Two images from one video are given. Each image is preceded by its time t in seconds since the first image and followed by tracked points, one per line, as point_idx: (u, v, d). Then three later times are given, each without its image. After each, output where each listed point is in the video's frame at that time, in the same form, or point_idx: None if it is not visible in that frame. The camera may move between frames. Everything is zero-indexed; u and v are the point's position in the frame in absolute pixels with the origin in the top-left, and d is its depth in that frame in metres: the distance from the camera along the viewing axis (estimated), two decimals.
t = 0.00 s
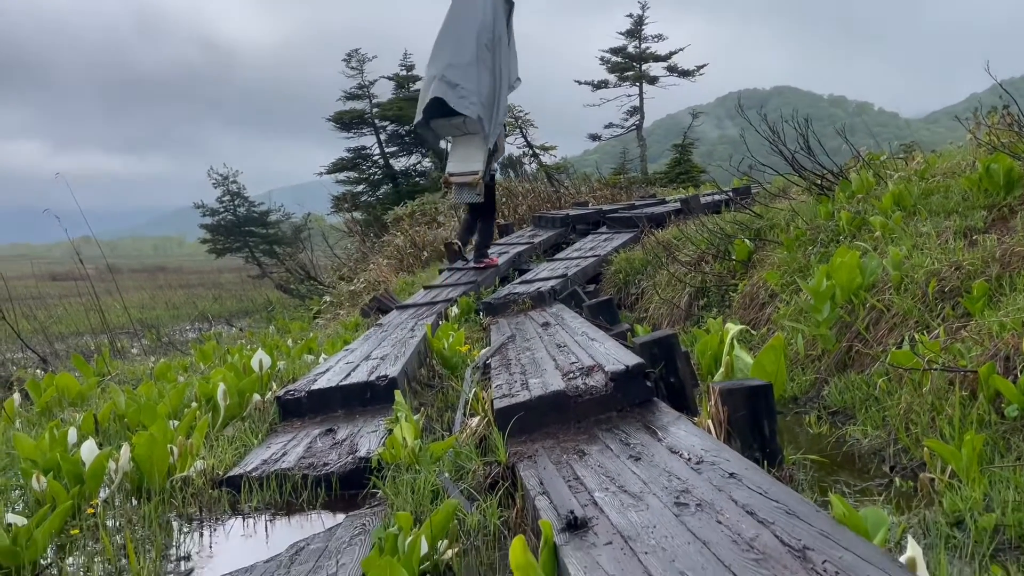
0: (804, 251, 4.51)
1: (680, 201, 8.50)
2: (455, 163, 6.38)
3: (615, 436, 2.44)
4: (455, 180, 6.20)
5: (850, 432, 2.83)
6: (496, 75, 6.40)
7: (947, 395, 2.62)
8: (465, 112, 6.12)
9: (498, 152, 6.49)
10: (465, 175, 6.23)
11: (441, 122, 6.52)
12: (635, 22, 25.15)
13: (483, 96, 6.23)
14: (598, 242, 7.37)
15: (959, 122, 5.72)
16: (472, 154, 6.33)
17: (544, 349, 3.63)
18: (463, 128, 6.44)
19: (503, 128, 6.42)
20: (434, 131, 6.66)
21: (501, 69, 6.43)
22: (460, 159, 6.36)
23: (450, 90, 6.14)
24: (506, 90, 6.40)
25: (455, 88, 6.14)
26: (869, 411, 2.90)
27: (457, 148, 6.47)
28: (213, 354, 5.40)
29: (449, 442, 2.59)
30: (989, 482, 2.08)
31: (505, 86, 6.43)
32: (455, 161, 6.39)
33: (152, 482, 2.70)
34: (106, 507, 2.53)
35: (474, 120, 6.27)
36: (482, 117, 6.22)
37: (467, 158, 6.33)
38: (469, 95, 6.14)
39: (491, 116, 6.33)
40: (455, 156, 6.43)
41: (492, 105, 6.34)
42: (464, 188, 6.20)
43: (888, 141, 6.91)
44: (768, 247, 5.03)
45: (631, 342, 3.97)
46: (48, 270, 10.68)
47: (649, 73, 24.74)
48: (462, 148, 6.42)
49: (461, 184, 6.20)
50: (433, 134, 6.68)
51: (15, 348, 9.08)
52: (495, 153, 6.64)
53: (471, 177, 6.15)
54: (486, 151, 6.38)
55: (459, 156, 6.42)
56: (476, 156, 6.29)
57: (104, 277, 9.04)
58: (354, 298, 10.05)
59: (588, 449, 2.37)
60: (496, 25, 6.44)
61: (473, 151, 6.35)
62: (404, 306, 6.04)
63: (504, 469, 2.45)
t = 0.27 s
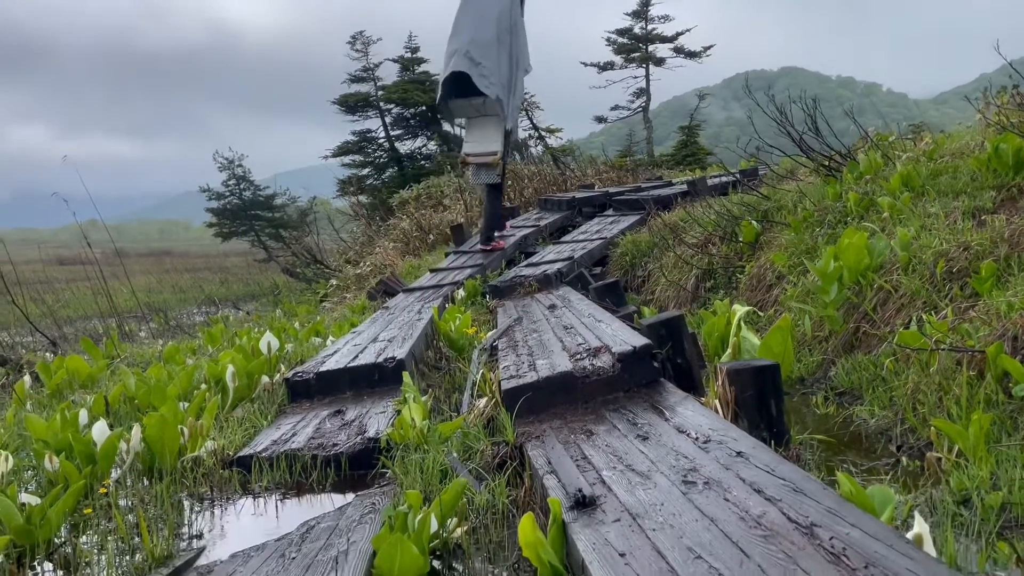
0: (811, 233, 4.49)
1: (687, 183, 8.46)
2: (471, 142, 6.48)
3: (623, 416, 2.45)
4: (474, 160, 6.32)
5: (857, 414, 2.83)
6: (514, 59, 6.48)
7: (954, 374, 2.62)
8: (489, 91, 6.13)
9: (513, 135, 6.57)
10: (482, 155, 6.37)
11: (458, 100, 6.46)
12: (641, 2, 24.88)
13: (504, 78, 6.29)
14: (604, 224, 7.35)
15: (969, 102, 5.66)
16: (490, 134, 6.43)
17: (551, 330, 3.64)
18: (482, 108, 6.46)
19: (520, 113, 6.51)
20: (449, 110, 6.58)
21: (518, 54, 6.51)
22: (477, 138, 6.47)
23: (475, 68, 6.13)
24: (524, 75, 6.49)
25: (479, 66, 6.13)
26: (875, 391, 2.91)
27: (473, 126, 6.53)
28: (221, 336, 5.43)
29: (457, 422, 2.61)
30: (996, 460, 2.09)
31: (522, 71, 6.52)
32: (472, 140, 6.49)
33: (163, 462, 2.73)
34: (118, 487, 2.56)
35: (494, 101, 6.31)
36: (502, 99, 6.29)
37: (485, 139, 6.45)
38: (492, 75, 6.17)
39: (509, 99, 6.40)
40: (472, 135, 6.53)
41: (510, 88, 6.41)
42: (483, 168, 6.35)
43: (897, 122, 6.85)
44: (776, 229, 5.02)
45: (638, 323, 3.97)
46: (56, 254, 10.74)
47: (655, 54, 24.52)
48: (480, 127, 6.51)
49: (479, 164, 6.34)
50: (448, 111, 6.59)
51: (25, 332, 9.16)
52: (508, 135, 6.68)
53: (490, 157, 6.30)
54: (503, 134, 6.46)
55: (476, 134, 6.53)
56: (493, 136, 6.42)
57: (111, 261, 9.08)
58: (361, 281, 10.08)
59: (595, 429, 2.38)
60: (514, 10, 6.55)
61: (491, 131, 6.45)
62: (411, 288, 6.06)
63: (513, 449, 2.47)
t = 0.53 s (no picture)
0: (819, 218, 4.47)
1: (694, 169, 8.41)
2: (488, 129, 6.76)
3: (629, 404, 2.45)
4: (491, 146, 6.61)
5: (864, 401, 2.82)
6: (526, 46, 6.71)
7: (961, 361, 2.61)
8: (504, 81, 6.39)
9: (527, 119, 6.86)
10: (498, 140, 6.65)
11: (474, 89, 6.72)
12: None
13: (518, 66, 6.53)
14: (611, 210, 7.33)
15: (979, 86, 5.60)
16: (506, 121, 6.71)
17: (557, 318, 3.64)
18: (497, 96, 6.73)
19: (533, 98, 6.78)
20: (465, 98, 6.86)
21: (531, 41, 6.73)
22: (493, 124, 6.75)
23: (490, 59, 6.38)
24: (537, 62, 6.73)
25: (494, 57, 6.38)
26: (882, 378, 2.90)
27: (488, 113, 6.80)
28: (228, 323, 5.46)
29: (463, 410, 2.62)
30: (1003, 448, 2.08)
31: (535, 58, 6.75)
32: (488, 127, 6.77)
33: (171, 450, 2.75)
34: (127, 475, 2.58)
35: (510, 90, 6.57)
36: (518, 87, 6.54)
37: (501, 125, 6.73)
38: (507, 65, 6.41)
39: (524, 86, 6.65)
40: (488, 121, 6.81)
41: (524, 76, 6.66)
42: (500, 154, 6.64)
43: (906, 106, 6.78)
44: (783, 215, 4.99)
45: (645, 310, 3.97)
46: (64, 241, 10.78)
47: (662, 38, 24.31)
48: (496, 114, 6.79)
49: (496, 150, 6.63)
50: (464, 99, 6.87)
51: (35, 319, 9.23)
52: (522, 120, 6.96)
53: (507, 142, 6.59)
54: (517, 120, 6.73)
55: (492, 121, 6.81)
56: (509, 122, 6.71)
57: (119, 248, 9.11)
58: (367, 268, 10.09)
59: (601, 417, 2.38)
60: None
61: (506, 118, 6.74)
62: (417, 275, 6.06)
63: (519, 437, 2.48)
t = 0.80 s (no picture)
0: (827, 208, 4.44)
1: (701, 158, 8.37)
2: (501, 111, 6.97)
3: (635, 394, 2.45)
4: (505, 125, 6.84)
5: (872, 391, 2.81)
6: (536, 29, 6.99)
7: (970, 351, 2.60)
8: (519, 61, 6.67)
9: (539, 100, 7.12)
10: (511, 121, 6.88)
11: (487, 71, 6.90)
12: None
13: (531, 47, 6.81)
14: (618, 200, 7.31)
15: (989, 74, 5.54)
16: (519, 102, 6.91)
17: (564, 308, 3.64)
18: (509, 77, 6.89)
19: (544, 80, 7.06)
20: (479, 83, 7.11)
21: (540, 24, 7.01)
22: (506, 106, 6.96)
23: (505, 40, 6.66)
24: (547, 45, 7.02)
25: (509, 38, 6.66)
26: (890, 368, 2.89)
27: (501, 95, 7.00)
28: (236, 313, 5.48)
29: (470, 399, 2.63)
30: (1011, 438, 2.07)
31: (545, 42, 7.04)
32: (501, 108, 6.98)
33: (179, 439, 2.77)
34: (136, 463, 2.60)
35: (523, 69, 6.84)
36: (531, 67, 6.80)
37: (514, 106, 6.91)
38: (521, 46, 6.70)
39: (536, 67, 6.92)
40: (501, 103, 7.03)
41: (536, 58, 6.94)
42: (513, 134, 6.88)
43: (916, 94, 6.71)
44: (791, 204, 4.96)
45: (652, 300, 3.96)
46: (72, 232, 10.82)
47: (669, 27, 24.13)
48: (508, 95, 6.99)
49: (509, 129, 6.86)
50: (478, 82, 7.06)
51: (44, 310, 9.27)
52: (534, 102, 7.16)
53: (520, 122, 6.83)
54: (529, 100, 6.93)
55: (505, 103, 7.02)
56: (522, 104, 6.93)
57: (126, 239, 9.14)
58: (374, 259, 10.09)
59: (608, 407, 2.38)
60: None
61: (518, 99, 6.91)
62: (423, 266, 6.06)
63: (525, 426, 2.48)
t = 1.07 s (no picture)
0: (833, 203, 4.43)
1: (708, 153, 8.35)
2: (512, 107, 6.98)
3: (642, 388, 2.46)
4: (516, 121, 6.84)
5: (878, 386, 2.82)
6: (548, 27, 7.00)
7: (977, 345, 2.60)
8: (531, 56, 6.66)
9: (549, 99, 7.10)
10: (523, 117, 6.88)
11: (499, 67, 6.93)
12: None
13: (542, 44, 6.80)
14: (624, 195, 7.31)
15: (998, 68, 5.50)
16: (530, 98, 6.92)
17: (570, 302, 3.65)
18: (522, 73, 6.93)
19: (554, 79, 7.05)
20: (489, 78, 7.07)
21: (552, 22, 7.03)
22: (518, 102, 6.97)
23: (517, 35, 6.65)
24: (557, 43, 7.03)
25: (521, 33, 6.65)
26: (897, 363, 2.89)
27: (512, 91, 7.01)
28: (244, 308, 5.51)
29: (477, 393, 2.65)
30: (1018, 432, 2.07)
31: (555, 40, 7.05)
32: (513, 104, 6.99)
33: (188, 432, 2.79)
34: (146, 456, 2.63)
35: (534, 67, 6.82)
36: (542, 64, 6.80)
37: (526, 102, 6.94)
38: (533, 42, 6.69)
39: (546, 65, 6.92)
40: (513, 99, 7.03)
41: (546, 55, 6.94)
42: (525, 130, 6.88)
43: (924, 88, 6.68)
44: (797, 199, 4.95)
45: (658, 295, 3.97)
46: (80, 228, 10.89)
47: (675, 21, 24.04)
48: (521, 92, 7.01)
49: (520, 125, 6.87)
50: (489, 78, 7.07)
51: (53, 305, 9.34)
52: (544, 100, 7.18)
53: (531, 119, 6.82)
54: (540, 97, 6.96)
55: (517, 99, 7.02)
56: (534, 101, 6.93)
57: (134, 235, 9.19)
58: (380, 254, 10.12)
59: (614, 400, 2.39)
60: None
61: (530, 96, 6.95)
62: (429, 261, 6.07)
63: (531, 420, 2.50)
